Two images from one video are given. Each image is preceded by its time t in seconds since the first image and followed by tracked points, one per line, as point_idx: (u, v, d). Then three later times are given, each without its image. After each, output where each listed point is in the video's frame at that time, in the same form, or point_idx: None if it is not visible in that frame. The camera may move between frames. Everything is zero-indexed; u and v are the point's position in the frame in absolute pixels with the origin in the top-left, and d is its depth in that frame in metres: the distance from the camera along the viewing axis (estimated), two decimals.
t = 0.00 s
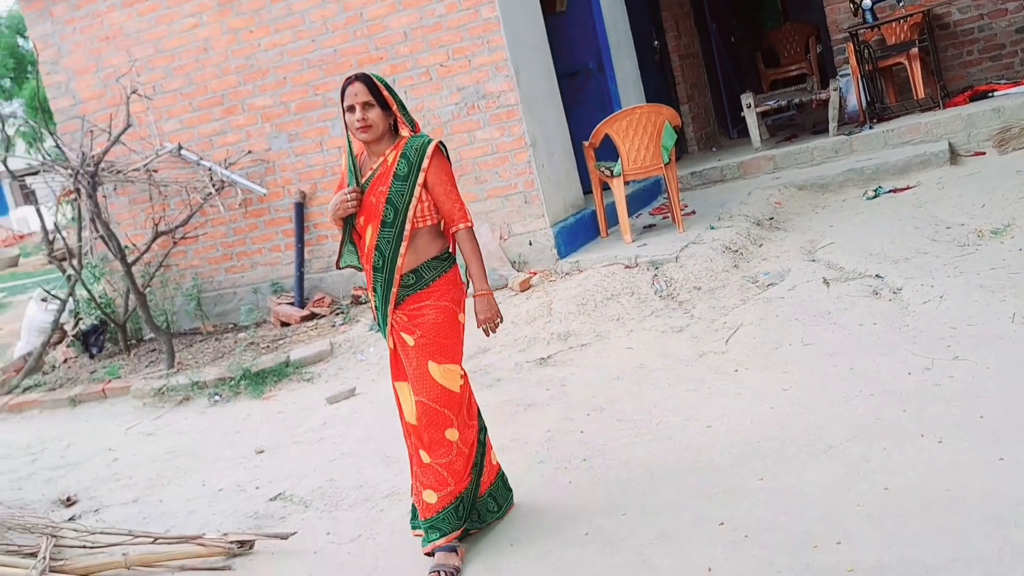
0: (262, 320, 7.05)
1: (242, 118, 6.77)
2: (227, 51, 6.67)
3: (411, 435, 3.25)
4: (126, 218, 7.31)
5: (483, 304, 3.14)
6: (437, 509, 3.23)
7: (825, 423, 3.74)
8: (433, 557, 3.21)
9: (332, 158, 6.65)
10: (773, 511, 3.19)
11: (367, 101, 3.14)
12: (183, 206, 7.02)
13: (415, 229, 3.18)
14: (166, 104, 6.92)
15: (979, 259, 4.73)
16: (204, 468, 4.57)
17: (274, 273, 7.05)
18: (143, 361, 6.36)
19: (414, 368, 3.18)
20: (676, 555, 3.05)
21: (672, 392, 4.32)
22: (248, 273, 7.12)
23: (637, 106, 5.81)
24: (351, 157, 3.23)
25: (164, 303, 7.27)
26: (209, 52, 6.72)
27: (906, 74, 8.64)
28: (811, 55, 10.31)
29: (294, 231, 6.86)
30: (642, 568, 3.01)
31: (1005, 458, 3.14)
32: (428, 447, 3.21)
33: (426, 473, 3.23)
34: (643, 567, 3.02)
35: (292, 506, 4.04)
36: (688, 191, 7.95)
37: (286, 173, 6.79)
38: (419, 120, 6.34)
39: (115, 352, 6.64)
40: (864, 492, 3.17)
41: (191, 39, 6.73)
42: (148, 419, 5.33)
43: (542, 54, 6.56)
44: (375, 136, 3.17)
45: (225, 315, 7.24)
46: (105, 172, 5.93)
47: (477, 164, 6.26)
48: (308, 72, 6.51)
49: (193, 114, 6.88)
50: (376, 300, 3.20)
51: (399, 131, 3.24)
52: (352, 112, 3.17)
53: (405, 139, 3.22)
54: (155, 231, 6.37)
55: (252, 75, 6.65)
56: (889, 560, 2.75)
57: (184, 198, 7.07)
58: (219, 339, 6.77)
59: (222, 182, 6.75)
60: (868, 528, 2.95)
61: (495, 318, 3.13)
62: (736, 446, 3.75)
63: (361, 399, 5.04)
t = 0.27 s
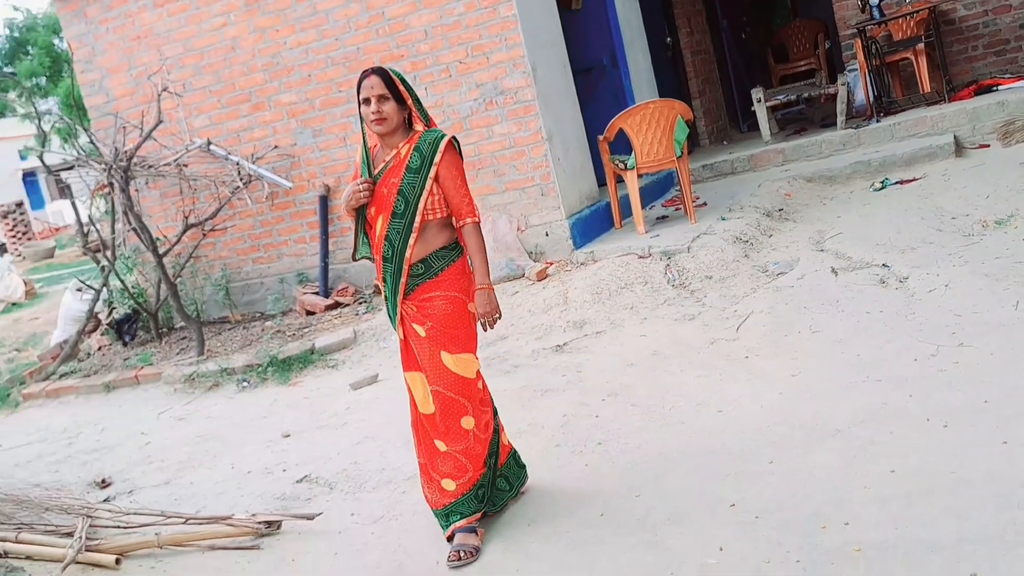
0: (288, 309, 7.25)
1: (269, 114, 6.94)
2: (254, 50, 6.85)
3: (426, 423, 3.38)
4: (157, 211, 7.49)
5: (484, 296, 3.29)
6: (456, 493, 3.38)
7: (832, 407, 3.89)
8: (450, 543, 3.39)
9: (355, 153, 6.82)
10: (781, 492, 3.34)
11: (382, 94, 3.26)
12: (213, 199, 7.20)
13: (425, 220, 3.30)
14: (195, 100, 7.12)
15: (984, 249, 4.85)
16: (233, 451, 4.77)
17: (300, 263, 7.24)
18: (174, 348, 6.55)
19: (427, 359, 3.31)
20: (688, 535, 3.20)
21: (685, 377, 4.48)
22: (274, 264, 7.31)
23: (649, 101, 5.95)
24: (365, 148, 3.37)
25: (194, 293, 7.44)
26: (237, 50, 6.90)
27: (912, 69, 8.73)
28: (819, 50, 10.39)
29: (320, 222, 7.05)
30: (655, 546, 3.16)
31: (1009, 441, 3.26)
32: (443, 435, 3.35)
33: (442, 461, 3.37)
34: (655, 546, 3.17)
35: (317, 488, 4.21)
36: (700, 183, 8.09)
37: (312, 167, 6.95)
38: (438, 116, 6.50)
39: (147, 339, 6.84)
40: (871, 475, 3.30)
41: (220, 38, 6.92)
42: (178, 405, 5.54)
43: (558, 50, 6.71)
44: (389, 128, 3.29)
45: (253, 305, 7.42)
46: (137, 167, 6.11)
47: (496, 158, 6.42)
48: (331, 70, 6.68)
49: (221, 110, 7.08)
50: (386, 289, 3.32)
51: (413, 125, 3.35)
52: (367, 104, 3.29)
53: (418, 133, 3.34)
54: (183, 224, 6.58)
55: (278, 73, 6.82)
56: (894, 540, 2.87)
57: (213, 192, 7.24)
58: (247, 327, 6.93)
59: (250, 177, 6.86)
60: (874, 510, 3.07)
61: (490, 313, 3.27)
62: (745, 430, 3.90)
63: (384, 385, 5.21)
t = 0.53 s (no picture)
0: (304, 302, 7.36)
1: (287, 110, 7.06)
2: (272, 47, 6.97)
3: (434, 419, 3.45)
4: (177, 205, 7.60)
5: (464, 293, 3.29)
6: (465, 484, 3.47)
7: (834, 397, 4.01)
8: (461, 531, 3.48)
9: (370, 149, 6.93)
10: (784, 480, 3.45)
11: (391, 90, 3.33)
12: (232, 193, 7.31)
13: (431, 218, 3.35)
14: (215, 97, 7.24)
15: (981, 245, 4.97)
16: (249, 439, 4.89)
17: (317, 256, 7.33)
18: (192, 339, 6.66)
19: (433, 356, 3.38)
20: (692, 522, 3.29)
21: (691, 367, 4.60)
22: (292, 257, 7.40)
23: (657, 99, 6.08)
24: (370, 145, 3.42)
25: (212, 285, 7.57)
26: (255, 48, 7.02)
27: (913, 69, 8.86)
28: (823, 51, 10.55)
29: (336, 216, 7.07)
30: (660, 533, 3.26)
31: (1003, 432, 3.35)
32: (451, 429, 3.42)
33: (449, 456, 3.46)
34: (660, 533, 3.27)
35: (331, 475, 4.32)
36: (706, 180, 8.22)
37: (328, 163, 7.06)
38: (451, 113, 6.62)
39: (165, 330, 6.94)
40: (871, 463, 3.40)
41: (239, 36, 7.04)
42: (196, 394, 5.68)
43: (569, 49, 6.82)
44: (396, 124, 3.35)
45: (269, 297, 7.53)
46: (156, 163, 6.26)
47: (508, 154, 6.55)
48: (348, 68, 6.81)
49: (240, 106, 7.19)
50: (390, 287, 3.38)
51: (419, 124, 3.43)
52: (376, 100, 3.35)
53: (424, 131, 3.41)
54: (202, 217, 6.72)
55: (296, 70, 6.95)
56: (893, 528, 2.94)
57: (231, 186, 7.35)
58: (264, 318, 7.03)
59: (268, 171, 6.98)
60: (874, 499, 3.15)
61: (473, 310, 3.28)
62: (750, 418, 4.03)
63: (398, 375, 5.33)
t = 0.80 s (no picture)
0: (316, 298, 7.54)
1: (299, 113, 7.24)
2: (285, 52, 7.15)
3: (438, 415, 3.54)
4: (193, 204, 7.78)
5: (456, 293, 3.38)
6: (469, 477, 3.59)
7: (823, 390, 4.20)
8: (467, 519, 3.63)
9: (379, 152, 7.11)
10: (776, 471, 3.64)
11: (393, 95, 3.41)
12: (246, 193, 7.48)
13: (433, 221, 3.44)
14: (228, 100, 7.41)
15: (967, 244, 5.17)
16: (262, 430, 5.08)
17: (328, 254, 7.51)
18: (207, 334, 6.84)
19: (438, 354, 3.46)
20: (690, 511, 3.48)
21: (687, 362, 4.79)
22: (303, 255, 7.58)
23: (656, 103, 6.26)
24: (373, 148, 3.49)
25: (226, 281, 7.75)
26: (269, 52, 7.19)
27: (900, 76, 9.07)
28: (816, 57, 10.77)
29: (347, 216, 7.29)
30: (659, 521, 3.44)
31: (988, 425, 3.54)
32: (456, 425, 3.52)
33: (453, 451, 3.56)
34: (658, 521, 3.46)
35: (342, 465, 4.50)
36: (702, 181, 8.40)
37: (339, 163, 7.24)
38: (458, 116, 6.81)
39: (182, 325, 7.11)
40: (859, 456, 3.59)
41: (253, 41, 7.22)
42: (211, 386, 5.87)
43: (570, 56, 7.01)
44: (398, 129, 3.43)
45: (282, 293, 7.71)
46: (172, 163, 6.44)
47: (512, 156, 6.73)
48: (358, 72, 7.00)
49: (254, 109, 7.37)
50: (393, 289, 3.45)
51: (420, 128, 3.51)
52: (379, 105, 3.44)
53: (425, 135, 3.49)
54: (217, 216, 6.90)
55: (308, 74, 7.13)
56: (882, 516, 3.13)
57: (246, 186, 7.52)
58: (277, 314, 7.22)
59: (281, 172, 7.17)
60: (863, 489, 3.34)
61: (450, 311, 3.36)
62: (743, 411, 4.22)
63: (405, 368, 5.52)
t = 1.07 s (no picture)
0: (319, 293, 7.48)
1: (304, 106, 7.19)
2: (291, 45, 7.11)
3: (434, 414, 3.48)
4: (196, 197, 7.72)
5: (463, 295, 3.33)
6: (465, 474, 3.54)
7: (831, 391, 4.18)
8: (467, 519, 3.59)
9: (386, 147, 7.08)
10: (781, 471, 3.62)
11: (388, 90, 3.33)
12: (250, 186, 7.43)
13: (434, 219, 3.39)
14: (233, 93, 7.37)
15: (973, 247, 5.16)
16: (264, 424, 5.05)
17: (332, 249, 7.47)
18: (209, 327, 6.80)
19: (437, 353, 3.43)
20: (694, 510, 3.46)
21: (693, 361, 4.76)
22: (306, 249, 7.54)
23: (665, 101, 6.24)
24: (369, 146, 3.41)
25: (229, 275, 7.72)
26: (275, 45, 7.15)
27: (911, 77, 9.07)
28: (825, 57, 10.79)
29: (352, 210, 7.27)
30: (662, 520, 3.42)
31: (993, 427, 3.52)
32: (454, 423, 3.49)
33: (448, 451, 3.50)
34: (662, 520, 3.43)
35: (344, 461, 4.47)
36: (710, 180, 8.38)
37: (345, 158, 7.20)
38: (464, 112, 6.79)
39: (184, 319, 7.07)
40: (863, 457, 3.56)
41: (259, 34, 7.18)
42: (213, 380, 5.84)
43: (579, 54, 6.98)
44: (394, 125, 3.37)
45: (285, 287, 7.66)
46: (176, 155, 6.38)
47: (519, 153, 6.71)
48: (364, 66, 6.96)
49: (259, 102, 7.32)
50: (389, 288, 3.37)
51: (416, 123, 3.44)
52: (374, 101, 3.36)
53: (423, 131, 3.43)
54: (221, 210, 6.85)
55: (314, 67, 7.09)
56: (886, 517, 3.10)
57: (250, 180, 7.49)
58: (280, 308, 7.17)
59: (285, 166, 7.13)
60: (868, 490, 3.32)
61: (467, 313, 3.32)
62: (750, 411, 4.20)
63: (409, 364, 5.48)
